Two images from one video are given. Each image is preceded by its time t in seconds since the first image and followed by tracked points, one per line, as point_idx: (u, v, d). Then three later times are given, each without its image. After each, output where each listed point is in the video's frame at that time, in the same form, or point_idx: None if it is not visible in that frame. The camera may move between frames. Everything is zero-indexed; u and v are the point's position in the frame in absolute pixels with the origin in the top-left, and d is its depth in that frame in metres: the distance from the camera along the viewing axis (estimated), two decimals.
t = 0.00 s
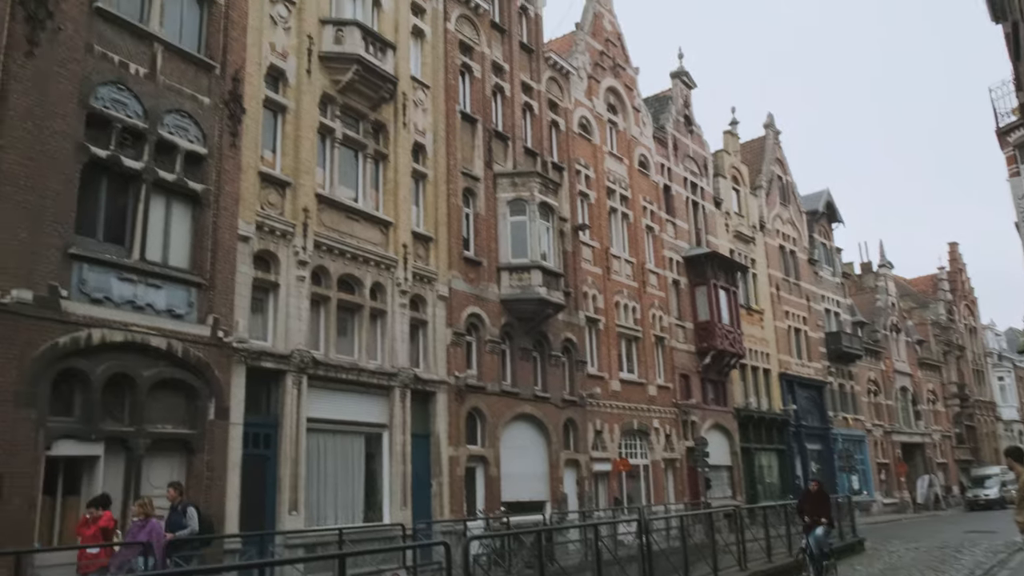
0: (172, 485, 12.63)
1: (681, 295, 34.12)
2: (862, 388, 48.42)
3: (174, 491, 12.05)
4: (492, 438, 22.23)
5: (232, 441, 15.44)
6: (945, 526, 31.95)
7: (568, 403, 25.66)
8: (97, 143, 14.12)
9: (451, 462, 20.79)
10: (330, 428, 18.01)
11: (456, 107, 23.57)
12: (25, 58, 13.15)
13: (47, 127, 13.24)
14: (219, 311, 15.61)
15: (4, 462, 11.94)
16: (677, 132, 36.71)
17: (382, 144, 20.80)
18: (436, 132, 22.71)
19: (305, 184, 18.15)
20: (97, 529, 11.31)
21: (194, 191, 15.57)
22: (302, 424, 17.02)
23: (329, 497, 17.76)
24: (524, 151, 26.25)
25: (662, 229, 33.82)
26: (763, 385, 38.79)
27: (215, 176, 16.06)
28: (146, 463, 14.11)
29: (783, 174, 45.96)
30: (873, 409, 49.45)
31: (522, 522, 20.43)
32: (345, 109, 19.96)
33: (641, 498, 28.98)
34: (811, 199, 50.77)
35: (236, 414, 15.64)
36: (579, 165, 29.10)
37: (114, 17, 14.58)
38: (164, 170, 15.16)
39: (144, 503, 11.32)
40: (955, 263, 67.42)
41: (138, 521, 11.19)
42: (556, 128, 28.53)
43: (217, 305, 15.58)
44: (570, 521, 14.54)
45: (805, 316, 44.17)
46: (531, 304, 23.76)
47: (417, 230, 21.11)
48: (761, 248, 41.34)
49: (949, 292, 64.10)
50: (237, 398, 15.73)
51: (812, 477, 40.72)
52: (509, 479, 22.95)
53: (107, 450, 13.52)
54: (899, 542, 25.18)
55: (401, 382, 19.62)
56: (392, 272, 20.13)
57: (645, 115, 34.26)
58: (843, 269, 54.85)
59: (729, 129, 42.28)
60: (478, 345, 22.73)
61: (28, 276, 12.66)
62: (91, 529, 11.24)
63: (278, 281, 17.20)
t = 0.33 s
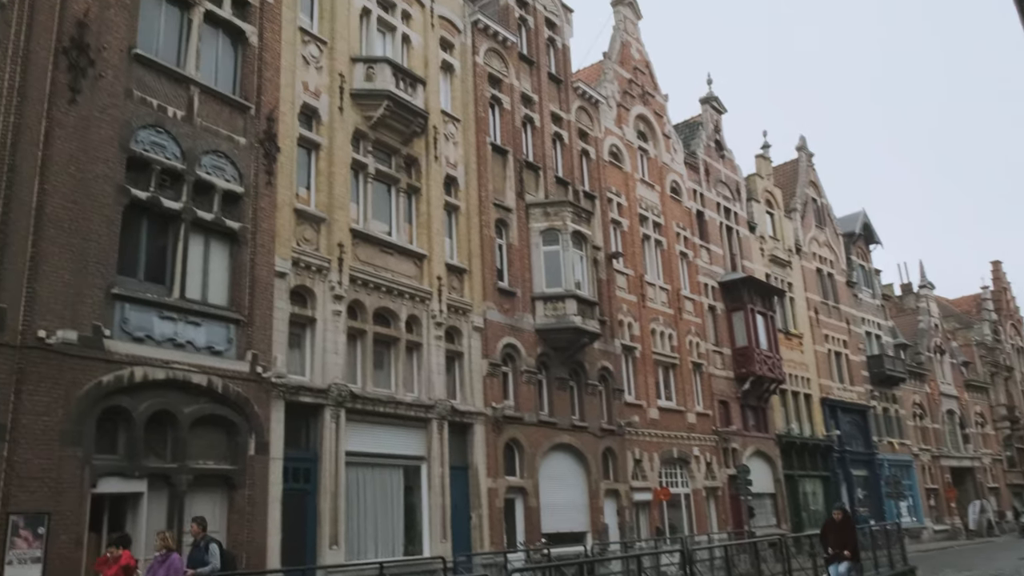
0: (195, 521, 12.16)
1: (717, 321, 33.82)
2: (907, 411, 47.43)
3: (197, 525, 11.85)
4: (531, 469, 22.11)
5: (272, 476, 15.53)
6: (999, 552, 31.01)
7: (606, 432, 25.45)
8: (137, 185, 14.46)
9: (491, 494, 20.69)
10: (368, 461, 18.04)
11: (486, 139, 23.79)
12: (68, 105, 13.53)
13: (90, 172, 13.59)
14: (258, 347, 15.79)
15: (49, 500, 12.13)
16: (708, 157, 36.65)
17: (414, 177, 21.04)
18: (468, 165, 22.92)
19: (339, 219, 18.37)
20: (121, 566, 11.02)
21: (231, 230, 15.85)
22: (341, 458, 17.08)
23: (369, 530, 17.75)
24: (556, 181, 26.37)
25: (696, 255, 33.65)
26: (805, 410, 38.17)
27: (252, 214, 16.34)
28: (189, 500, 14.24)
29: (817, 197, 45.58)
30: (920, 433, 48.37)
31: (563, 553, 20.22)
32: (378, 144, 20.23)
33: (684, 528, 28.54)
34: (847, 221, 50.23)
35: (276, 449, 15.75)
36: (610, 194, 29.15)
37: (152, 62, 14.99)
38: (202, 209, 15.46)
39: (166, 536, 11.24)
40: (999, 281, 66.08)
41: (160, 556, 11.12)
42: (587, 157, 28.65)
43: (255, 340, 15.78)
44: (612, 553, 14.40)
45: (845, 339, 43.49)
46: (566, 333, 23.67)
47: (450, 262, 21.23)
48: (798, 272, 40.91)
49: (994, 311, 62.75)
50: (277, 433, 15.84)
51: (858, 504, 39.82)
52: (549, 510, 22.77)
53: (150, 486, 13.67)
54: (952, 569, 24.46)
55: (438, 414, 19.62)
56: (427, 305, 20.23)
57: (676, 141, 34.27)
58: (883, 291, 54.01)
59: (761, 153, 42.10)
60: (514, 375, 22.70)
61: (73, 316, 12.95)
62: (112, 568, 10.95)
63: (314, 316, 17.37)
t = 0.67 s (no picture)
0: (213, 561, 12.22)
1: (755, 346, 33.42)
2: (954, 435, 46.30)
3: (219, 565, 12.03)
4: (570, 500, 21.89)
5: (312, 511, 15.55)
6: None
7: (646, 461, 25.14)
8: (175, 226, 14.74)
9: (530, 526, 20.50)
10: (406, 495, 17.99)
11: (516, 170, 23.93)
12: (107, 149, 13.86)
13: (129, 214, 13.87)
14: (295, 383, 15.90)
15: (94, 538, 12.24)
16: (740, 182, 36.47)
17: (446, 211, 21.21)
18: (499, 197, 23.05)
19: (373, 254, 18.51)
20: None
21: (267, 267, 16.06)
22: (380, 492, 17.05)
23: (409, 564, 17.65)
24: (587, 210, 26.40)
25: (731, 280, 33.38)
26: (849, 435, 37.43)
27: (286, 251, 16.55)
28: (230, 536, 14.30)
29: (853, 219, 45.08)
30: (969, 456, 47.13)
31: None
32: (409, 178, 20.44)
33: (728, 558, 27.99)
34: (884, 242, 49.55)
35: (315, 484, 15.79)
36: (642, 221, 29.10)
37: (187, 104, 15.34)
38: (238, 248, 15.70)
39: None
40: None
41: None
42: (618, 185, 28.67)
43: (293, 376, 15.90)
44: None
45: (888, 362, 42.70)
46: (602, 362, 23.46)
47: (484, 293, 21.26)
48: (836, 294, 40.37)
49: None
50: (316, 468, 15.89)
51: (908, 531, 38.79)
52: (590, 542, 22.48)
53: (192, 523, 13.76)
54: None
55: (476, 446, 19.54)
56: (461, 337, 20.26)
57: (707, 167, 34.19)
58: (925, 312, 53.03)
59: (794, 175, 41.79)
60: (550, 406, 22.59)
61: (115, 356, 13.15)
62: None
63: (350, 350, 17.48)
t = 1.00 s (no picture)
0: None
1: (795, 368, 32.92)
2: (1006, 455, 45.06)
3: None
4: (612, 529, 21.63)
5: (352, 544, 15.54)
6: None
7: (688, 487, 24.78)
8: (212, 263, 14.98)
9: (572, 555, 20.27)
10: (447, 526, 17.91)
11: (548, 197, 23.98)
12: (146, 190, 14.14)
13: (168, 253, 14.12)
14: (333, 416, 15.96)
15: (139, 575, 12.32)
16: (775, 203, 36.18)
17: (479, 240, 21.30)
18: (531, 225, 23.10)
19: (407, 285, 18.60)
20: None
21: (303, 301, 16.21)
22: (419, 523, 17.00)
23: None
24: (620, 235, 26.35)
25: (769, 301, 33.01)
26: (896, 457, 36.60)
27: (322, 285, 16.69)
28: (272, 571, 14.31)
29: (892, 236, 44.43)
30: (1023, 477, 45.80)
31: None
32: (441, 209, 20.58)
33: None
34: (925, 259, 48.71)
35: (355, 517, 15.79)
36: (676, 245, 28.95)
37: (222, 144, 15.63)
38: (275, 282, 15.88)
39: None
40: None
41: None
42: (650, 209, 28.60)
43: (331, 409, 15.97)
44: None
45: (933, 381, 41.79)
46: (640, 388, 23.24)
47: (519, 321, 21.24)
48: (877, 313, 39.70)
49: None
50: (355, 501, 15.89)
51: (961, 555, 37.69)
52: (633, 571, 22.16)
53: (234, 558, 13.80)
54: None
55: (515, 475, 19.41)
56: (497, 365, 20.22)
57: (740, 188, 33.98)
58: (971, 329, 51.92)
59: (829, 194, 41.36)
60: (589, 433, 22.41)
61: (156, 394, 13.32)
62: None
63: (387, 382, 17.52)
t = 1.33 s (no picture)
0: None
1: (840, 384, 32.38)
2: None
3: None
4: (658, 552, 21.37)
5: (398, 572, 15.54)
6: None
7: (734, 508, 24.42)
8: (255, 294, 15.22)
9: None
10: (492, 552, 17.84)
11: (585, 219, 23.98)
12: (190, 225, 14.42)
13: (212, 285, 14.37)
14: (376, 443, 16.02)
15: None
16: (814, 217, 35.76)
17: (517, 263, 21.37)
18: (568, 247, 23.11)
19: (446, 311, 18.69)
20: None
21: (344, 329, 16.36)
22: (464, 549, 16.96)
23: None
24: (658, 254, 26.23)
25: (811, 317, 32.55)
26: (948, 473, 35.72)
27: (363, 313, 16.83)
28: None
29: (935, 246, 43.65)
30: None
31: None
32: (478, 234, 20.69)
33: None
34: (971, 269, 47.72)
35: (400, 544, 15.81)
36: (715, 262, 28.73)
37: (263, 177, 15.93)
38: (316, 312, 16.07)
39: None
40: None
41: None
42: (687, 227, 28.46)
43: (374, 436, 16.04)
44: None
45: (984, 393, 40.79)
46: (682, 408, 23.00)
47: (558, 344, 21.20)
48: (923, 326, 38.93)
49: None
50: (400, 528, 15.92)
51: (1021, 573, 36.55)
52: None
53: None
54: None
55: (559, 499, 19.30)
56: (538, 389, 20.18)
57: (778, 203, 33.66)
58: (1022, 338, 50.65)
59: (869, 206, 40.78)
60: (632, 455, 22.22)
61: (203, 425, 13.51)
62: None
63: (429, 408, 17.58)
